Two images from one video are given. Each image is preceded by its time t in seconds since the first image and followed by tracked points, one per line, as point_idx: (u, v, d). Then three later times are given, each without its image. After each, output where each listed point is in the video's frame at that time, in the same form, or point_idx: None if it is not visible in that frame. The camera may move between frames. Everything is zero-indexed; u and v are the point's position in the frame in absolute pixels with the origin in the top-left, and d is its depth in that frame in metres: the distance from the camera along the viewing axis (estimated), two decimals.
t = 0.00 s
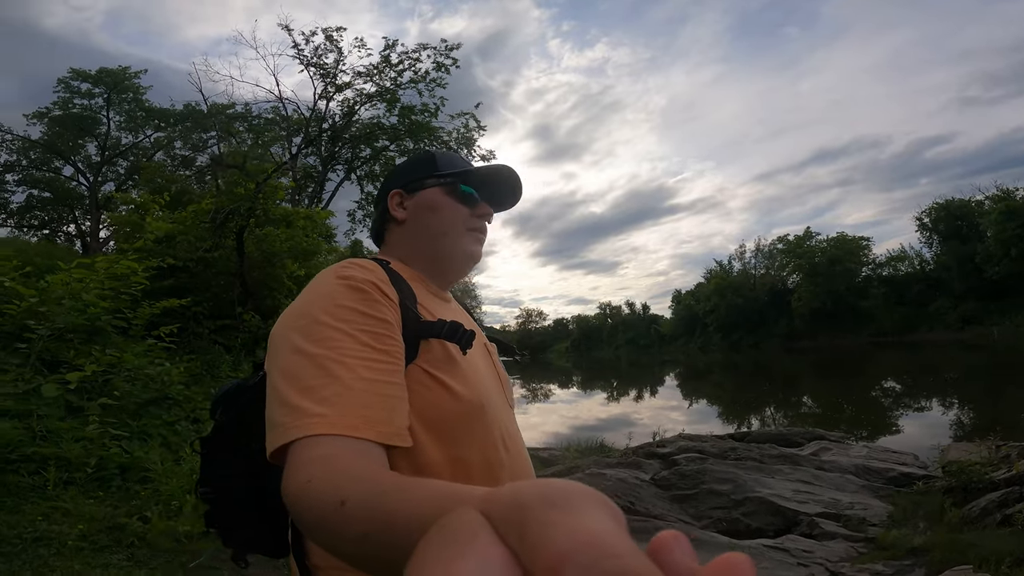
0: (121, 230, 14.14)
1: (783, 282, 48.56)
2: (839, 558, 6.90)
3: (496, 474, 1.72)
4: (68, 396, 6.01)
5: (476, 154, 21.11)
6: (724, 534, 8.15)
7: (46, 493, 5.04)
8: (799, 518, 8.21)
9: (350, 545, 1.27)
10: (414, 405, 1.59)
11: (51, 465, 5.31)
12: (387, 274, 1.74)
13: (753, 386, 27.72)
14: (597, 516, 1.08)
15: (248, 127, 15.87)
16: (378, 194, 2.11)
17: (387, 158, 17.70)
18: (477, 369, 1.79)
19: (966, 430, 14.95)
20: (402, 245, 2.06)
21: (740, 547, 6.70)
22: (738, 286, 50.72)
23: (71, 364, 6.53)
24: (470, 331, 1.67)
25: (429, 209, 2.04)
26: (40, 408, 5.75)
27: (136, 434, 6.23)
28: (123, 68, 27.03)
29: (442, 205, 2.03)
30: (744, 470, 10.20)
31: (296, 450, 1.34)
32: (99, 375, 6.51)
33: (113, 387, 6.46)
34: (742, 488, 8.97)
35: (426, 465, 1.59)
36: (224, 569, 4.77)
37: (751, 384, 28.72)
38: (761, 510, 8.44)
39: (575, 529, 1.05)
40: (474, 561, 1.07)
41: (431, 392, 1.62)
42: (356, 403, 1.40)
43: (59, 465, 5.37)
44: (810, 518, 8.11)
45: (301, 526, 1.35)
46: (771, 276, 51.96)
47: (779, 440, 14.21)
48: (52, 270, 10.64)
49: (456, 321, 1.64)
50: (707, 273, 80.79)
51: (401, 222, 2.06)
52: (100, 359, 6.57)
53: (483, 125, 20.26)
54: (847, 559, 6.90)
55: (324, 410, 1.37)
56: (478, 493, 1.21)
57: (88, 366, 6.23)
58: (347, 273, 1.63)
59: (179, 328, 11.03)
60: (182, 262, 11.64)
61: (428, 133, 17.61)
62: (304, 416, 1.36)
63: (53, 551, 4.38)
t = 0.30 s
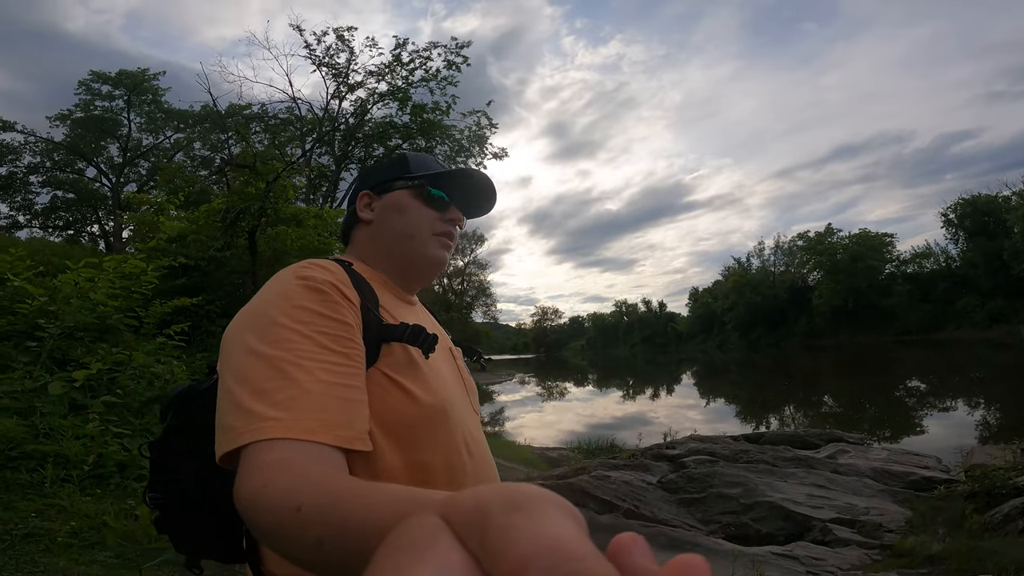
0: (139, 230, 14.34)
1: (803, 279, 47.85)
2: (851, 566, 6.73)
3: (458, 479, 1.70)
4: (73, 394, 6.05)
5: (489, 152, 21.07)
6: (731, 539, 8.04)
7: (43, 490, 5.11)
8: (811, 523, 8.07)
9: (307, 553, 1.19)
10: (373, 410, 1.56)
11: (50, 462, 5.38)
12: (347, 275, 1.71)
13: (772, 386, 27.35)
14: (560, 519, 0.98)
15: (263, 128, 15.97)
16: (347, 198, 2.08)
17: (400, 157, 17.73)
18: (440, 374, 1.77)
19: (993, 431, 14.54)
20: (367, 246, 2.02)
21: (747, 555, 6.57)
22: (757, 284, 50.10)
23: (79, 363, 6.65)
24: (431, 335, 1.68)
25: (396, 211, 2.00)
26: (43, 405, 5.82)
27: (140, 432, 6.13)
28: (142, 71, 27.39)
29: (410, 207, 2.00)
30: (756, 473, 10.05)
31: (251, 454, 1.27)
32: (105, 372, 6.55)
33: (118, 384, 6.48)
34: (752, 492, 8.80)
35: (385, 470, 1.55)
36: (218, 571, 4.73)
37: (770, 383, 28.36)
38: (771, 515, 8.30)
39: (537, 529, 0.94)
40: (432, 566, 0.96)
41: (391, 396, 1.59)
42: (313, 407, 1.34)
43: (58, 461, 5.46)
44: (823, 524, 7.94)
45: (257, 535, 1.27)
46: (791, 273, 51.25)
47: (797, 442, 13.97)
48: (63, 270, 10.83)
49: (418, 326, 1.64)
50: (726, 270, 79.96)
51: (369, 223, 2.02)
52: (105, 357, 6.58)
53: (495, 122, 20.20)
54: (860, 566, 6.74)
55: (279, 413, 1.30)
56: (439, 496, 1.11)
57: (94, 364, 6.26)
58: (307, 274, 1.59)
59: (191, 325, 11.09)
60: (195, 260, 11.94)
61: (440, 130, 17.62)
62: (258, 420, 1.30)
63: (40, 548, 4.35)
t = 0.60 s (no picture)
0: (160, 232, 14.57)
1: (825, 278, 47.17)
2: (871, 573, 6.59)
3: (449, 489, 1.66)
4: (88, 393, 6.11)
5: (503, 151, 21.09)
6: (746, 543, 7.92)
7: (53, 488, 5.20)
8: (831, 529, 7.91)
9: (297, 563, 1.13)
10: (361, 420, 1.53)
11: (61, 461, 5.45)
12: (336, 284, 1.68)
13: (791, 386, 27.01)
14: (550, 522, 0.92)
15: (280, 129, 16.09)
16: (340, 206, 2.06)
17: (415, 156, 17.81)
18: (431, 384, 1.73)
19: (1021, 434, 14.18)
20: (357, 254, 1.99)
21: (761, 561, 6.46)
22: (777, 283, 49.49)
23: (94, 362, 6.75)
24: (421, 345, 1.66)
25: (386, 219, 1.97)
26: (57, 405, 5.89)
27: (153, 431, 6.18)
28: (163, 74, 27.75)
29: (399, 214, 1.96)
30: (774, 477, 9.89)
31: (237, 463, 1.22)
32: (120, 372, 6.61)
33: (133, 384, 6.54)
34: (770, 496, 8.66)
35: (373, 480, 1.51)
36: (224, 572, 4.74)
37: (789, 383, 28.03)
38: (789, 520, 8.15)
39: (527, 533, 0.88)
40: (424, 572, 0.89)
41: (381, 406, 1.56)
42: (301, 415, 1.30)
43: (69, 460, 5.53)
44: (843, 530, 7.78)
45: (245, 546, 1.22)
46: (811, 272, 50.60)
47: (817, 444, 13.74)
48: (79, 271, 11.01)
49: (407, 336, 1.61)
50: (745, 268, 79.19)
51: (359, 231, 2.00)
52: (121, 357, 6.65)
53: (509, 122, 20.19)
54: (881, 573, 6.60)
55: (266, 422, 1.26)
56: (429, 503, 1.04)
57: (109, 363, 6.30)
58: (294, 282, 1.55)
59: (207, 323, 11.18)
60: (212, 261, 11.87)
61: (453, 130, 17.70)
62: (245, 429, 1.26)
63: (47, 547, 4.51)
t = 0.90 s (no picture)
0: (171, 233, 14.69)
1: (834, 279, 46.91)
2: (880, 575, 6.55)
3: (458, 497, 1.66)
4: (98, 392, 6.17)
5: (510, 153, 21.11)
6: (754, 546, 7.89)
7: (63, 488, 5.24)
8: (841, 531, 7.86)
9: (306, 568, 1.13)
10: (370, 428, 1.53)
11: (71, 460, 5.49)
12: (345, 292, 1.67)
13: (800, 387, 26.87)
14: (558, 529, 0.91)
15: (288, 130, 16.17)
16: (375, 201, 1.99)
17: (421, 157, 17.82)
18: (440, 391, 1.73)
19: None
20: (390, 264, 1.97)
21: (768, 563, 6.44)
22: (785, 284, 49.25)
23: (105, 362, 6.79)
24: (429, 354, 1.65)
25: (429, 237, 2.00)
26: (67, 404, 5.95)
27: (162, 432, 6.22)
28: (172, 75, 27.90)
29: (442, 236, 2.00)
30: (783, 480, 9.84)
31: (247, 470, 1.22)
32: (131, 372, 6.65)
33: (143, 384, 6.60)
34: (779, 499, 8.61)
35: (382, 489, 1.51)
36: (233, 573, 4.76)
37: (798, 385, 27.90)
38: (799, 522, 8.11)
39: (535, 542, 0.87)
40: None
41: (389, 414, 1.56)
42: (309, 424, 1.29)
43: (79, 460, 5.56)
44: (853, 533, 7.74)
45: (255, 551, 1.22)
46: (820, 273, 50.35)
47: (826, 447, 13.66)
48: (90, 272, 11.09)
49: (416, 344, 1.61)
50: (754, 269, 78.88)
51: (395, 240, 1.98)
52: (131, 357, 6.68)
53: (516, 122, 20.20)
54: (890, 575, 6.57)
55: (276, 430, 1.26)
56: (438, 511, 1.03)
57: (120, 363, 6.33)
58: (304, 291, 1.55)
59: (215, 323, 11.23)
60: (221, 261, 12.01)
61: (460, 131, 17.73)
62: (255, 436, 1.26)
63: (56, 546, 4.49)
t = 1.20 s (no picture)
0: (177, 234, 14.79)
1: (839, 281, 46.76)
2: None
3: (466, 489, 1.67)
4: (104, 390, 6.21)
5: (515, 154, 21.14)
6: (759, 548, 7.86)
7: (69, 486, 5.25)
8: (846, 533, 7.83)
9: (315, 559, 1.13)
10: (381, 420, 1.54)
11: (77, 458, 5.51)
12: (355, 284, 1.68)
13: (804, 390, 26.79)
14: (567, 521, 0.91)
15: (293, 132, 16.22)
16: (387, 193, 1.99)
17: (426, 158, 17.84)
18: (448, 383, 1.74)
19: None
20: (407, 259, 1.99)
21: (772, 563, 6.43)
22: (790, 286, 49.12)
23: (111, 360, 6.82)
24: (438, 345, 1.67)
25: (444, 233, 2.02)
26: (73, 402, 5.99)
27: (167, 429, 6.23)
28: (179, 76, 28.02)
29: (457, 232, 2.03)
30: (788, 481, 9.81)
31: (258, 460, 1.23)
32: (137, 371, 6.68)
33: (149, 382, 6.62)
34: (783, 500, 8.58)
35: (392, 479, 1.52)
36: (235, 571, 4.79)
37: (803, 387, 27.82)
38: (804, 524, 8.09)
39: (544, 532, 0.88)
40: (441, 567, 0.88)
41: (400, 406, 1.57)
42: (320, 415, 1.30)
43: (85, 457, 5.57)
44: (858, 533, 7.72)
45: (265, 541, 1.23)
46: (825, 275, 50.20)
47: (831, 449, 13.62)
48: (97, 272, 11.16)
49: (426, 336, 1.62)
50: (758, 271, 78.64)
51: (413, 236, 1.99)
52: (137, 355, 6.71)
53: (520, 124, 20.24)
54: None
55: (286, 422, 1.27)
56: (447, 502, 1.03)
57: (126, 361, 6.37)
58: (315, 283, 1.56)
59: (220, 322, 11.36)
60: (227, 262, 12.20)
61: (464, 132, 17.74)
62: (265, 428, 1.27)
63: (60, 543, 4.51)
